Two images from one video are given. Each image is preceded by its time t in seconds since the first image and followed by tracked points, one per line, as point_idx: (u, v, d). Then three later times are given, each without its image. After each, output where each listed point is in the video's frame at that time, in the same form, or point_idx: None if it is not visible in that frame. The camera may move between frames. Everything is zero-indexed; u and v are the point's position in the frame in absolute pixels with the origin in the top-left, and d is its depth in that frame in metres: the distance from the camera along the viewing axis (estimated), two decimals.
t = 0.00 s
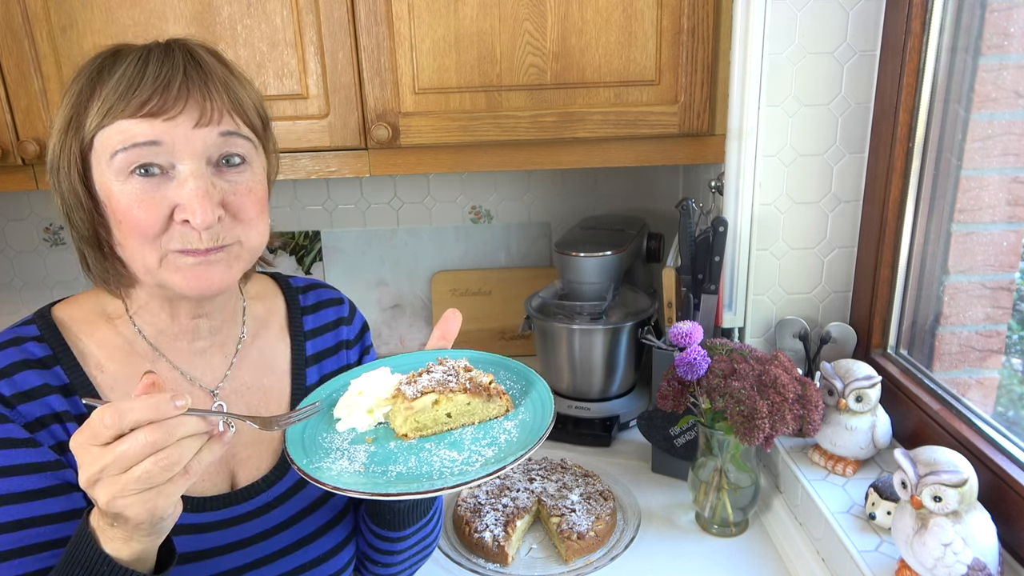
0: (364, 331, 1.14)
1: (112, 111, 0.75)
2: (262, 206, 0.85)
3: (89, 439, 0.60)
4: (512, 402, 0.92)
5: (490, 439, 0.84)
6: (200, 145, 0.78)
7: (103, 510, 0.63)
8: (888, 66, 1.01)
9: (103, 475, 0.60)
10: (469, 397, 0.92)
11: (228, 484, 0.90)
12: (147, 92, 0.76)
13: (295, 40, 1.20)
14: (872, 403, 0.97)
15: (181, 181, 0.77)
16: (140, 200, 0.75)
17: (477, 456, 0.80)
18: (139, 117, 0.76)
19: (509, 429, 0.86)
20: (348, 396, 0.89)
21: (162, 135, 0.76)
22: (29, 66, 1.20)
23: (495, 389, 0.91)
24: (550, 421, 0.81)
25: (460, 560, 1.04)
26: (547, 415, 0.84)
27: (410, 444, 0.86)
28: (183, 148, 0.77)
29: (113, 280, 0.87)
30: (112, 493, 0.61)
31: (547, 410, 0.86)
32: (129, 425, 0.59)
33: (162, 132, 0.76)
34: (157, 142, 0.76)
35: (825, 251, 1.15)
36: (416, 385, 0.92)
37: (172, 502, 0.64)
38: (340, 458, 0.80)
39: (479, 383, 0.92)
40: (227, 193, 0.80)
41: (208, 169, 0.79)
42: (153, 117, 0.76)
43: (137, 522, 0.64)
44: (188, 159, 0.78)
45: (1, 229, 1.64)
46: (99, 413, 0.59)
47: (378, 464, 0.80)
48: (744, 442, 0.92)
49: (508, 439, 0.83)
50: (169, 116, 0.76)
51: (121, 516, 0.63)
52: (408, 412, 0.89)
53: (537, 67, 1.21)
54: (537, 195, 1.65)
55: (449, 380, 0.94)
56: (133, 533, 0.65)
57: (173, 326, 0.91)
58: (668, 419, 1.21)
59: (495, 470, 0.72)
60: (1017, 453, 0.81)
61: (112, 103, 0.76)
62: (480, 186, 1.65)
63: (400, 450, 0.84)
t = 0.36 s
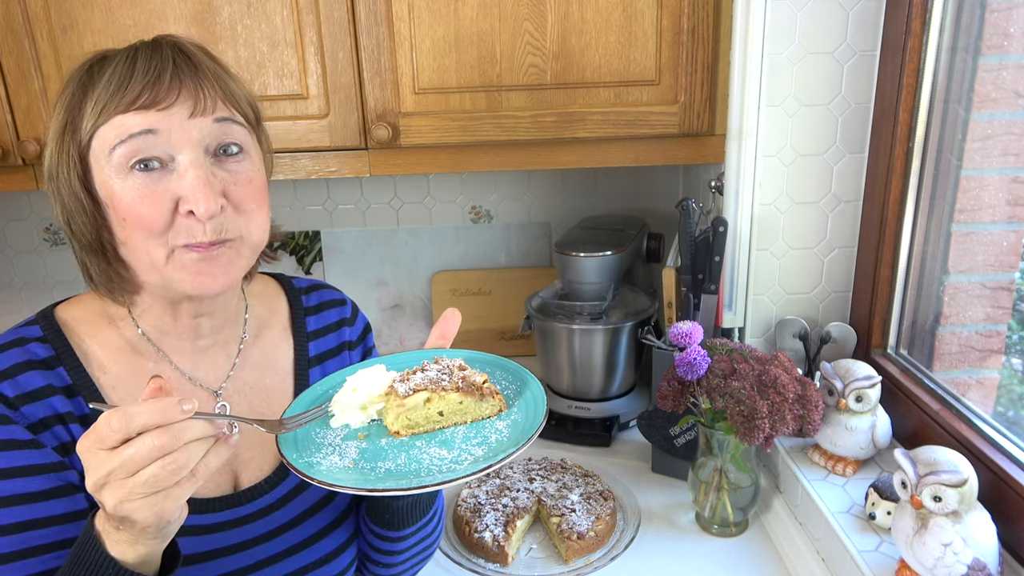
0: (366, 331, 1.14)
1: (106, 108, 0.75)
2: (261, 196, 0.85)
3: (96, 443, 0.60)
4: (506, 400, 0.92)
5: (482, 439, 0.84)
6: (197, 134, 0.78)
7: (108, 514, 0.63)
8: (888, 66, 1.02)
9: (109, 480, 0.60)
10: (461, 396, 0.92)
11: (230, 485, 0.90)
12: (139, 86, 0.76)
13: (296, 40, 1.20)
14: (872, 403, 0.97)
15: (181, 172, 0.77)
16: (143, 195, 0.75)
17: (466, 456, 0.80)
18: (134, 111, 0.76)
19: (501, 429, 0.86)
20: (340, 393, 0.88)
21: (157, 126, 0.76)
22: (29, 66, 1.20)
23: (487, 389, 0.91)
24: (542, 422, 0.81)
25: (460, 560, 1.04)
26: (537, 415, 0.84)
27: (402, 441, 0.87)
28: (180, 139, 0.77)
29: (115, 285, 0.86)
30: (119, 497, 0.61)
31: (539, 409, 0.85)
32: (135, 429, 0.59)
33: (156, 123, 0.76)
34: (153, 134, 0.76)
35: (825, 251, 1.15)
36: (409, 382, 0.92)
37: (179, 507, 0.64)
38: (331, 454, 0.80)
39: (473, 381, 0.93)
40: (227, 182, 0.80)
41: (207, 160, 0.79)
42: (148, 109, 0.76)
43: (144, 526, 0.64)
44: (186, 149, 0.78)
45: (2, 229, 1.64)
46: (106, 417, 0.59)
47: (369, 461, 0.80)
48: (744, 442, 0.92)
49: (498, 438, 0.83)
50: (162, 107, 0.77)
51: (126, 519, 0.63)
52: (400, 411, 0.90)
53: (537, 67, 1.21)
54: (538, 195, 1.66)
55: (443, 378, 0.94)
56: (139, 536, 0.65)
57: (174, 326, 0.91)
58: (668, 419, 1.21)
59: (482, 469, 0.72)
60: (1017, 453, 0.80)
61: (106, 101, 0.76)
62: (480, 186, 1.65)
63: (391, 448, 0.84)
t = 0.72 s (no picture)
0: (367, 328, 1.14)
1: (116, 105, 0.75)
2: (264, 196, 0.85)
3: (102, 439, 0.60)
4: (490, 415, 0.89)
5: (455, 456, 0.82)
6: (206, 135, 0.78)
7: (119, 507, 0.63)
8: (888, 66, 1.02)
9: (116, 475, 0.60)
10: (443, 411, 0.91)
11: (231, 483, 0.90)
12: (150, 85, 0.76)
13: (296, 40, 1.20)
14: (872, 403, 0.97)
15: (187, 171, 0.77)
16: (146, 192, 0.75)
17: (434, 472, 0.78)
18: (144, 109, 0.76)
19: (475, 447, 0.83)
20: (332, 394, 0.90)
21: (168, 125, 0.76)
22: (29, 66, 1.20)
23: (469, 406, 0.88)
24: (515, 444, 0.78)
25: (460, 560, 1.04)
26: (512, 434, 0.82)
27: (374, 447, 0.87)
28: (189, 138, 0.77)
29: (116, 279, 0.87)
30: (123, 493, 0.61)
31: (518, 427, 0.83)
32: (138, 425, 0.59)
33: (167, 122, 0.76)
34: (163, 133, 0.76)
35: (825, 251, 1.15)
36: (393, 391, 0.93)
37: (186, 505, 0.64)
38: (306, 454, 0.81)
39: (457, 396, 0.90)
40: (231, 181, 0.80)
41: (213, 159, 0.79)
42: (158, 109, 0.76)
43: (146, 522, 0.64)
44: (193, 148, 0.78)
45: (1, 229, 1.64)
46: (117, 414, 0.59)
47: (340, 466, 0.80)
48: (744, 442, 0.92)
49: (470, 460, 0.81)
50: (173, 107, 0.77)
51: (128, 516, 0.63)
52: (382, 417, 0.91)
53: (537, 67, 1.21)
54: (538, 195, 1.66)
55: (431, 390, 0.93)
56: (142, 532, 0.65)
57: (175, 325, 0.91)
58: (668, 419, 1.21)
59: (435, 490, 0.70)
60: (1017, 453, 0.81)
61: (116, 97, 0.76)
62: (480, 186, 1.65)
63: (363, 453, 0.84)
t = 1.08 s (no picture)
0: (365, 329, 1.14)
1: (119, 112, 0.75)
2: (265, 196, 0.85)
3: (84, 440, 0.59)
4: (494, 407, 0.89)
5: (460, 447, 0.82)
6: (209, 142, 0.78)
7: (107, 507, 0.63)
8: (888, 66, 1.02)
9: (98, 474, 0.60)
10: (446, 404, 0.91)
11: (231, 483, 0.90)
12: (153, 92, 0.76)
13: (295, 40, 1.20)
14: (872, 403, 0.97)
15: (191, 180, 0.77)
16: (151, 201, 0.75)
17: (440, 465, 0.78)
18: (147, 117, 0.76)
19: (481, 439, 0.83)
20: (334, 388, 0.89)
21: (171, 133, 0.76)
22: (29, 66, 1.20)
23: (474, 398, 0.89)
24: (521, 435, 0.78)
25: (460, 560, 1.04)
26: (519, 426, 0.81)
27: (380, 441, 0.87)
28: (192, 146, 0.77)
29: (117, 280, 0.87)
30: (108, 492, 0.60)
31: (523, 419, 0.83)
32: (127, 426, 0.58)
33: (171, 131, 0.76)
34: (167, 141, 0.76)
35: (825, 251, 1.15)
36: (396, 384, 0.92)
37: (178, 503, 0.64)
38: (310, 447, 0.81)
39: (461, 388, 0.91)
40: (235, 189, 0.80)
41: (217, 167, 0.79)
42: (161, 116, 0.76)
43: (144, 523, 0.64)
44: (196, 156, 0.78)
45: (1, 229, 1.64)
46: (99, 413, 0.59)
47: (346, 459, 0.80)
48: (744, 442, 0.92)
49: (475, 451, 0.80)
50: (177, 115, 0.76)
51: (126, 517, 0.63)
52: (385, 410, 0.90)
53: (537, 67, 1.21)
54: (538, 195, 1.66)
55: (433, 383, 0.93)
56: (138, 532, 0.65)
57: (174, 325, 0.91)
58: (668, 419, 1.21)
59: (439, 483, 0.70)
60: (1017, 453, 0.81)
61: (118, 104, 0.75)
62: (480, 186, 1.65)
63: (369, 447, 0.84)
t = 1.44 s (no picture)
0: (365, 329, 1.14)
1: (118, 111, 0.75)
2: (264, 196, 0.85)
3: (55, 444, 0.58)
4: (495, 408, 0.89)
5: (462, 447, 0.82)
6: (209, 142, 0.79)
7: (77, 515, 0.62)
8: (888, 66, 1.02)
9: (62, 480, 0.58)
10: (447, 403, 0.91)
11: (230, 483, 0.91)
12: (153, 92, 0.76)
13: (295, 40, 1.20)
14: (872, 403, 0.97)
15: (192, 179, 0.77)
16: (151, 200, 0.75)
17: (444, 465, 0.78)
18: (148, 117, 0.76)
19: (484, 437, 0.83)
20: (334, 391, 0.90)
21: (172, 134, 0.76)
22: (29, 66, 1.20)
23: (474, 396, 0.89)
24: (524, 434, 0.78)
25: (460, 560, 1.05)
26: (522, 425, 0.81)
27: (382, 443, 0.87)
28: (193, 146, 0.78)
29: (114, 283, 0.86)
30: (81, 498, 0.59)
31: (525, 418, 0.83)
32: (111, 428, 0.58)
33: (171, 131, 0.76)
34: (168, 142, 0.76)
35: (825, 251, 1.15)
36: (396, 385, 0.93)
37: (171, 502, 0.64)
38: (312, 451, 0.80)
39: (461, 387, 0.91)
40: (235, 188, 0.81)
41: (218, 167, 0.80)
42: (162, 117, 0.76)
43: (140, 522, 0.64)
44: (197, 156, 0.78)
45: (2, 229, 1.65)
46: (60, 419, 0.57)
47: (348, 462, 0.80)
48: (744, 442, 0.92)
49: (478, 451, 0.80)
50: (177, 116, 0.77)
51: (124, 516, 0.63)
52: (385, 412, 0.91)
53: (537, 67, 1.21)
54: (538, 195, 1.66)
55: (433, 383, 0.93)
56: (131, 532, 0.65)
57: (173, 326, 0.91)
58: (668, 419, 1.21)
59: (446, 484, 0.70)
60: (1017, 453, 0.80)
61: (118, 104, 0.75)
62: (480, 186, 1.65)
63: (371, 450, 0.84)
